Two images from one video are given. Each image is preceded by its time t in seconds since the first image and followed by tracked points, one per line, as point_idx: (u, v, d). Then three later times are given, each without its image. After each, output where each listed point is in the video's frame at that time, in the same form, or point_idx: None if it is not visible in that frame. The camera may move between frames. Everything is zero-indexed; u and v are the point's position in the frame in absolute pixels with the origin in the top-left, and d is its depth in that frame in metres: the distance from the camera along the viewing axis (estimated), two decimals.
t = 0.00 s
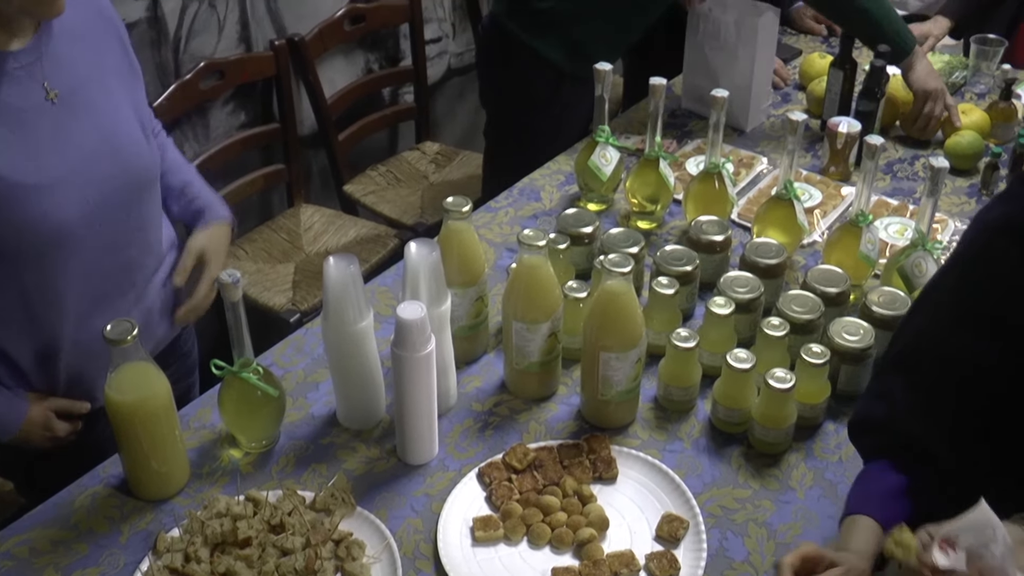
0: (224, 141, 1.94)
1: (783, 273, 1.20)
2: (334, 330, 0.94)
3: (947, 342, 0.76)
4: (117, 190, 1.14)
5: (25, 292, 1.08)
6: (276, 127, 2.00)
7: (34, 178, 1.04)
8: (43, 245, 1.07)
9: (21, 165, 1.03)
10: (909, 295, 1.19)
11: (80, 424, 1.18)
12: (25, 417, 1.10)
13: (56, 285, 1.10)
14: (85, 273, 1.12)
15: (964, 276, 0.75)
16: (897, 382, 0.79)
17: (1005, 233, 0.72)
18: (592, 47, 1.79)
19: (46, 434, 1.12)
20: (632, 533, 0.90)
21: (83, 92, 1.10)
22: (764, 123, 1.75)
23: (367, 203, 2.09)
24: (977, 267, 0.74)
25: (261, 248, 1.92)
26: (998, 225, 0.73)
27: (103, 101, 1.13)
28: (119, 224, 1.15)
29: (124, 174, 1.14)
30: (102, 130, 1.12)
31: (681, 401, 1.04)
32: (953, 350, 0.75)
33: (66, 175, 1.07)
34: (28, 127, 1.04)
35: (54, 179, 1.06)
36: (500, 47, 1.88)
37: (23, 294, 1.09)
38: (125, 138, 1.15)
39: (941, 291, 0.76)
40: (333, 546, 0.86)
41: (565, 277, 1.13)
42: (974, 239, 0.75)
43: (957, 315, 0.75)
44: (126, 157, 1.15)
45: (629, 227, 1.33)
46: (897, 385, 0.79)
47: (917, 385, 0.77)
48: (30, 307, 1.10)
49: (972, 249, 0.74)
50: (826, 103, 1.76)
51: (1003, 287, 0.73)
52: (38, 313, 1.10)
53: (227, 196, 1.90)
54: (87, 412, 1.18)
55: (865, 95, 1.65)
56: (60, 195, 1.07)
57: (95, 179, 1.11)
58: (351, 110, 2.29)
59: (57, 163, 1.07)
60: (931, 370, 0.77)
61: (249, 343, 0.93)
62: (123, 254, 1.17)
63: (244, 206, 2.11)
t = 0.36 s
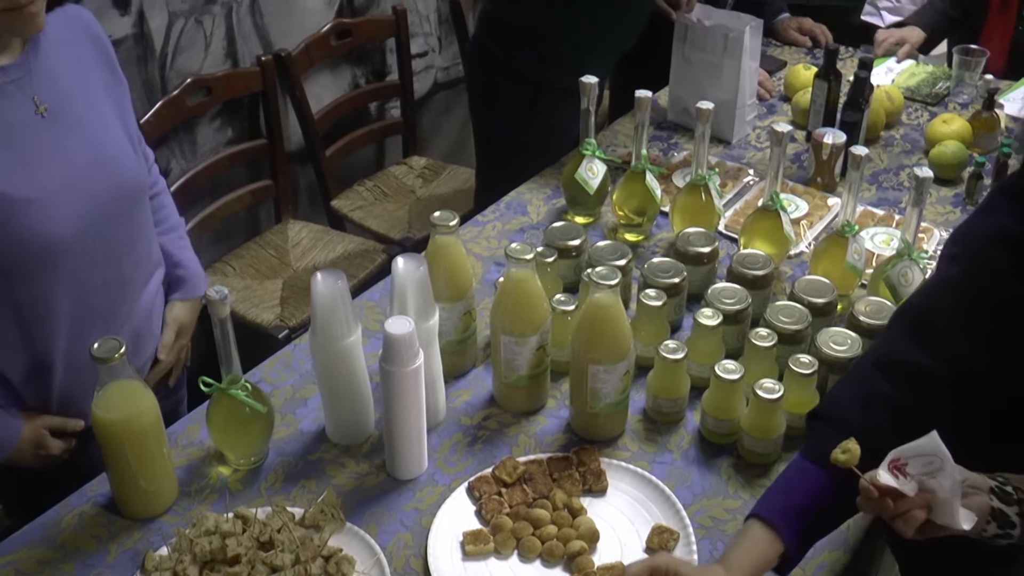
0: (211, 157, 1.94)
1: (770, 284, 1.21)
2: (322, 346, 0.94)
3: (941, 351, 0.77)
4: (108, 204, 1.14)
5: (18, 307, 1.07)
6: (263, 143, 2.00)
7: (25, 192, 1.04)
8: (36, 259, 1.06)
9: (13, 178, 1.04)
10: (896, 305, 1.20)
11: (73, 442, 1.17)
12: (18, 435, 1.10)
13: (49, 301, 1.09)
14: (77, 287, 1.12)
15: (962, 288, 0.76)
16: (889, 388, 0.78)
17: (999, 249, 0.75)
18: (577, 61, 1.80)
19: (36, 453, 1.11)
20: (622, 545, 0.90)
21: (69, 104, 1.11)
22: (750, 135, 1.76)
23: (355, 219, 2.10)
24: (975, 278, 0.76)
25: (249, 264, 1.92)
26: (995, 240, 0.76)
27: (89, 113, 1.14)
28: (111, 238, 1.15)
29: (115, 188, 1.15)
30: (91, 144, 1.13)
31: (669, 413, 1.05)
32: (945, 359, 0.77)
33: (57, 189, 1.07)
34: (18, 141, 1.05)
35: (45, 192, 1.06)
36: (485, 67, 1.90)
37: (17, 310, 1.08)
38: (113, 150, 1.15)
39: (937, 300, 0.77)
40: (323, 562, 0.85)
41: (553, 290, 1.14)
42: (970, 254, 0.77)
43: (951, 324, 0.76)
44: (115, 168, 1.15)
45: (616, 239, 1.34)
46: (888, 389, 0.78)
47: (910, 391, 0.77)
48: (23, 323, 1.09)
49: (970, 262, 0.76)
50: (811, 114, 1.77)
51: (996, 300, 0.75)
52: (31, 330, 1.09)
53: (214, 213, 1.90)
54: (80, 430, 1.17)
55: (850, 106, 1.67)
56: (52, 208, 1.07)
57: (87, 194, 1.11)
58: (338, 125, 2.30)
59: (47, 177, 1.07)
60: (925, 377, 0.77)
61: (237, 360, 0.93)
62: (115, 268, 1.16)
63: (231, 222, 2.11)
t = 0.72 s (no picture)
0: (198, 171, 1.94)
1: (759, 293, 1.21)
2: (311, 360, 0.94)
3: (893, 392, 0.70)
4: (95, 219, 1.14)
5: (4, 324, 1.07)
6: (251, 157, 2.00)
7: (12, 209, 1.04)
8: (22, 276, 1.06)
9: None
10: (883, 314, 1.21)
11: (59, 457, 1.17)
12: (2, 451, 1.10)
13: (35, 317, 1.09)
14: (64, 303, 1.11)
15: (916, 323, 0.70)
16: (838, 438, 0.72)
17: (947, 279, 0.68)
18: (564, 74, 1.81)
19: (21, 468, 1.11)
20: (613, 556, 0.90)
21: (56, 119, 1.11)
22: (737, 146, 1.78)
23: (343, 232, 2.10)
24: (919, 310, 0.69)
25: (237, 278, 1.92)
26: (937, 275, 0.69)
27: (77, 128, 1.14)
28: (97, 254, 1.15)
29: (101, 204, 1.14)
30: (77, 160, 1.12)
31: (659, 424, 1.05)
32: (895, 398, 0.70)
33: (43, 206, 1.07)
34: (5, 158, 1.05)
35: (31, 209, 1.06)
36: (476, 83, 1.93)
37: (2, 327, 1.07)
38: (100, 166, 1.15)
39: (885, 344, 0.71)
40: None
41: (542, 302, 1.14)
42: (925, 287, 0.69)
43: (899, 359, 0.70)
44: (102, 183, 1.15)
45: (604, 251, 1.34)
46: (842, 434, 0.71)
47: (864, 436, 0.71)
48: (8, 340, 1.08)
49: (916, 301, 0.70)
50: (798, 125, 1.79)
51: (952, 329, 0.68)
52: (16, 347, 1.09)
53: (202, 228, 1.90)
54: (66, 445, 1.16)
55: (836, 116, 1.69)
56: (38, 225, 1.07)
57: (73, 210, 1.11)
58: (325, 138, 2.30)
59: (34, 193, 1.07)
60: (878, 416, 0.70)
61: (226, 375, 0.93)
62: (102, 284, 1.16)
63: (219, 236, 2.11)
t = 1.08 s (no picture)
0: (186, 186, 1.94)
1: (747, 303, 1.22)
2: (299, 373, 0.94)
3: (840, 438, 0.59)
4: (80, 232, 1.13)
5: None
6: (238, 171, 2.00)
7: None
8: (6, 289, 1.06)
9: None
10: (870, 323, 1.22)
11: (45, 472, 1.16)
12: None
13: (19, 331, 1.08)
14: (49, 317, 1.11)
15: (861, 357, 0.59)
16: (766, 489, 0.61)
17: (904, 294, 0.57)
18: (551, 87, 1.83)
19: (8, 483, 1.11)
20: (602, 567, 0.90)
21: (40, 132, 1.11)
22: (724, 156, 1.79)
23: (331, 245, 2.10)
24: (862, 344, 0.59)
25: (225, 292, 1.91)
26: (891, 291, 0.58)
27: (61, 140, 1.14)
28: (82, 267, 1.14)
29: (85, 216, 1.14)
30: (61, 172, 1.12)
31: (648, 434, 1.05)
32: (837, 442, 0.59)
33: (27, 219, 1.07)
34: None
35: (15, 222, 1.06)
36: (461, 95, 1.94)
37: None
38: (84, 178, 1.15)
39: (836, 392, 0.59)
40: None
41: (530, 314, 1.14)
42: (839, 323, 0.61)
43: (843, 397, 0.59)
44: (87, 196, 1.15)
45: (592, 262, 1.35)
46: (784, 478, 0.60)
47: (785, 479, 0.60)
48: None
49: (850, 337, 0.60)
50: (784, 135, 1.80)
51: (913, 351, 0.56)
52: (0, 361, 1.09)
53: (189, 241, 1.90)
54: (52, 460, 1.15)
55: (822, 126, 1.70)
56: (21, 238, 1.06)
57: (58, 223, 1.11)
58: (313, 152, 2.30)
59: (16, 207, 1.06)
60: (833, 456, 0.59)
61: (214, 389, 0.92)
62: (87, 297, 1.16)
63: (207, 250, 2.10)
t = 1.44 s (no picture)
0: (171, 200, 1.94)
1: (733, 314, 1.23)
2: (286, 387, 0.94)
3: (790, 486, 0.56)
4: (63, 246, 1.13)
5: None
6: (224, 185, 2.00)
7: None
8: None
9: None
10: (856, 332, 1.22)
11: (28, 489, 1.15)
12: None
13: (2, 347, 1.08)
14: (32, 332, 1.11)
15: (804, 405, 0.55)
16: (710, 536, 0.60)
17: (848, 335, 0.51)
18: (534, 98, 1.84)
19: None
20: None
21: (22, 147, 1.11)
22: (709, 168, 1.80)
23: (317, 259, 2.10)
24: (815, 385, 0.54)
25: (211, 307, 1.91)
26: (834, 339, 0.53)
27: (44, 155, 1.14)
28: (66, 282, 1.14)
29: (68, 230, 1.14)
30: (44, 187, 1.12)
31: (635, 446, 1.05)
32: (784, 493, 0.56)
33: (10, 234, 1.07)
34: None
35: None
36: (448, 109, 1.94)
37: None
38: (67, 192, 1.15)
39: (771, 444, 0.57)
40: None
41: (516, 326, 1.15)
42: (785, 368, 0.58)
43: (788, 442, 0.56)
44: (70, 211, 1.15)
45: (578, 274, 1.36)
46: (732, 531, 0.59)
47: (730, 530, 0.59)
48: None
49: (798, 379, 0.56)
50: (769, 147, 1.82)
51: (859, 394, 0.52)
52: None
53: (176, 256, 1.89)
54: (36, 476, 1.15)
55: (806, 138, 1.72)
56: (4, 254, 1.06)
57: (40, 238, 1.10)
58: (299, 165, 2.31)
59: None
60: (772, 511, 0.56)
61: (201, 404, 0.92)
62: (72, 311, 1.16)
63: (193, 265, 2.10)
